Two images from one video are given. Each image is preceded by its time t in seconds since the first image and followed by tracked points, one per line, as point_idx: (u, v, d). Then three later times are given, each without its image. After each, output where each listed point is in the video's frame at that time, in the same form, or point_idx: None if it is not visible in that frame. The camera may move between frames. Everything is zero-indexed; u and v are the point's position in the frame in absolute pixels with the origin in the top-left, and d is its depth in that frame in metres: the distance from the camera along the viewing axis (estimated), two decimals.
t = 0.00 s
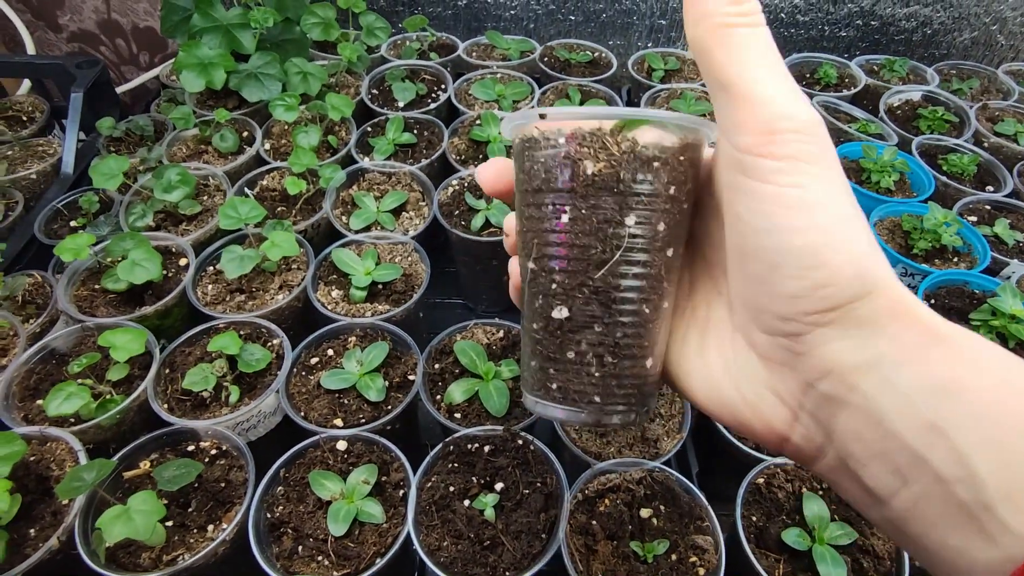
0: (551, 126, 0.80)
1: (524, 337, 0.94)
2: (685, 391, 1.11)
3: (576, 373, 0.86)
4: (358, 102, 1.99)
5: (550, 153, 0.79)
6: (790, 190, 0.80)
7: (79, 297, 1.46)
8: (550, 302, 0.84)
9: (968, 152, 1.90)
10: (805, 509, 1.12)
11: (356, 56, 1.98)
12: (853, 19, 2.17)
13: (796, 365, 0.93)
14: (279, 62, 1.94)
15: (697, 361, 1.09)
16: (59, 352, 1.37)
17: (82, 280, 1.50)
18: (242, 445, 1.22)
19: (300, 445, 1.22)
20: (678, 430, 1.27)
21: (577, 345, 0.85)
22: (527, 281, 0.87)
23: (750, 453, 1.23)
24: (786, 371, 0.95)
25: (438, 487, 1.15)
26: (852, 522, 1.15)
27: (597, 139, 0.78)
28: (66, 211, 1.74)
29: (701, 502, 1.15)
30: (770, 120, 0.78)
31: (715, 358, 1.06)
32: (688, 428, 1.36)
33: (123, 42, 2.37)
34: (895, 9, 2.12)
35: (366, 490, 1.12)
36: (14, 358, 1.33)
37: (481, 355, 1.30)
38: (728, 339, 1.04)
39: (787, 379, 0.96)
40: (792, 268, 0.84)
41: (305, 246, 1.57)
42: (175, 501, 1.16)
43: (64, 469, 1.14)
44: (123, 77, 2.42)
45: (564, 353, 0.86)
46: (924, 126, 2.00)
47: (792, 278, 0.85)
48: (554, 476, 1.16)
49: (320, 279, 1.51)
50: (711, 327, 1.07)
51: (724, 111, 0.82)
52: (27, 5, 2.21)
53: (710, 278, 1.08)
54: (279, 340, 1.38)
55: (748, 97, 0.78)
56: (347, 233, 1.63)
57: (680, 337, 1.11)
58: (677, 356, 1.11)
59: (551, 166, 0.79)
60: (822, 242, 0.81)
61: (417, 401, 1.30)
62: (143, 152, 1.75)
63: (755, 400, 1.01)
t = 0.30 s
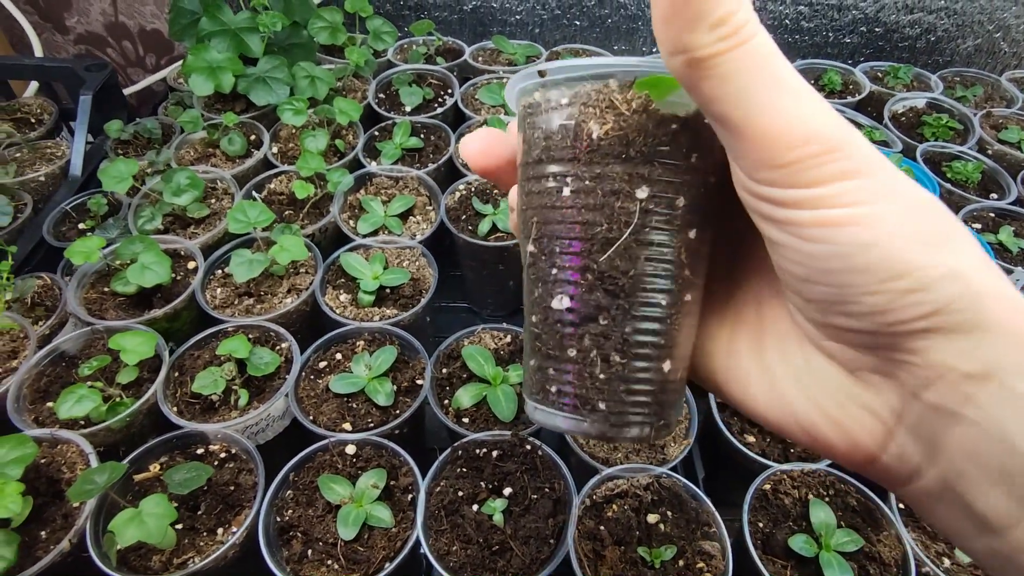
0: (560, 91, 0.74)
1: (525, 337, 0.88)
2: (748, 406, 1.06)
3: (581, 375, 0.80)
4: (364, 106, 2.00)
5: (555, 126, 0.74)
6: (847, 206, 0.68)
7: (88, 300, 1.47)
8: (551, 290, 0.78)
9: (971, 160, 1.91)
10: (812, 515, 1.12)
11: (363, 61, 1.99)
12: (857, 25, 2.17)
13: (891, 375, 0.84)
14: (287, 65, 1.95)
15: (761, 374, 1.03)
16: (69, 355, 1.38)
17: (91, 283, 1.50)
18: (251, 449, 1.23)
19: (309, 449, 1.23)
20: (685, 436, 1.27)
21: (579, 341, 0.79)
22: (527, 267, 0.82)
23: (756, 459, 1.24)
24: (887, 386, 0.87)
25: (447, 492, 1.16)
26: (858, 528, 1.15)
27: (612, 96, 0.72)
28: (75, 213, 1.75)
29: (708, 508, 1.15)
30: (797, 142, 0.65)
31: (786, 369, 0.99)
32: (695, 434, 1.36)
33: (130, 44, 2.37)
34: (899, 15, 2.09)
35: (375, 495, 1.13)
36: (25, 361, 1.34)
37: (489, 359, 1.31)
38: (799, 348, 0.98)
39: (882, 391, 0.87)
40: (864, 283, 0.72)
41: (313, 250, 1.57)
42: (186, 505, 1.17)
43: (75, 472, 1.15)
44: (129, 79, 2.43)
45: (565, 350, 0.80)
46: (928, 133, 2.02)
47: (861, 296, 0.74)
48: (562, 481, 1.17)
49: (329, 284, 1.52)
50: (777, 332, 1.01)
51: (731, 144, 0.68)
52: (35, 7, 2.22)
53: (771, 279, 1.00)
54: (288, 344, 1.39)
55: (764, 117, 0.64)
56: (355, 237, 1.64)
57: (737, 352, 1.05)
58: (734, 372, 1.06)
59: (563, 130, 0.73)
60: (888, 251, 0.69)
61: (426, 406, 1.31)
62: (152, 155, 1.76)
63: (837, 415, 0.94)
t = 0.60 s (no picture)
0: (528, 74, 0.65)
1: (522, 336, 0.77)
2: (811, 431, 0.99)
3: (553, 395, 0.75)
4: (370, 107, 2.01)
5: (509, 116, 0.65)
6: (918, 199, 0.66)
7: (95, 299, 1.48)
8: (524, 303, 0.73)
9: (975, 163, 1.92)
10: (817, 517, 1.13)
11: (369, 62, 1.99)
12: (862, 29, 2.10)
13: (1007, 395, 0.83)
14: (294, 66, 1.95)
15: (823, 394, 0.97)
16: (75, 354, 1.38)
17: (98, 282, 1.51)
18: (257, 449, 1.23)
19: (315, 449, 1.23)
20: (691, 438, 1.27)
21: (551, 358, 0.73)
22: (521, 264, 0.71)
23: (761, 461, 1.24)
24: (1004, 407, 0.85)
25: (453, 493, 1.16)
26: (863, 531, 1.16)
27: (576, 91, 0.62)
28: (81, 213, 1.75)
29: (714, 510, 1.15)
30: (883, 143, 0.62)
31: (855, 388, 0.94)
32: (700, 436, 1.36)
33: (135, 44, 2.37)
34: (904, 19, 2.08)
35: (382, 495, 1.13)
36: (32, 360, 1.35)
37: (495, 360, 1.31)
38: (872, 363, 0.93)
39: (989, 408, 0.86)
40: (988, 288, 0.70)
41: (319, 251, 1.58)
42: (192, 504, 1.17)
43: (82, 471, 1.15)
44: (134, 78, 2.43)
45: (541, 366, 0.75)
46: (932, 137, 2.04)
47: (983, 310, 0.73)
48: (568, 482, 1.17)
49: (335, 284, 1.52)
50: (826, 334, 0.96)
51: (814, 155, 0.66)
52: (40, 6, 2.22)
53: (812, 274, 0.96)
54: (294, 344, 1.39)
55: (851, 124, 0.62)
56: (361, 238, 1.65)
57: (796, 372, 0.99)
58: (789, 394, 0.99)
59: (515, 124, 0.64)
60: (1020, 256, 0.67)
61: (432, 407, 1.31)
62: (158, 155, 1.77)
63: (917, 437, 0.91)
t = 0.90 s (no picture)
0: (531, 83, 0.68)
1: (524, 336, 0.79)
2: (833, 427, 0.98)
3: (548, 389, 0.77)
4: (373, 108, 2.02)
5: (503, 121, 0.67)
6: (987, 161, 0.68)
7: (99, 299, 1.48)
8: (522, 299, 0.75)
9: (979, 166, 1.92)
10: (820, 520, 1.13)
11: (373, 63, 2.00)
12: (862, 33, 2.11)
13: None
14: (297, 68, 1.96)
15: (849, 392, 0.96)
16: (79, 354, 1.38)
17: (102, 282, 1.51)
18: (261, 449, 1.23)
19: (318, 450, 1.23)
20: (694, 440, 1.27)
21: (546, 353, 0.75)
22: (521, 262, 0.73)
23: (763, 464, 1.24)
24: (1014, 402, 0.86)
25: (456, 494, 1.16)
26: (865, 534, 1.16)
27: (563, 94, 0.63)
28: (85, 213, 1.76)
29: (717, 512, 1.15)
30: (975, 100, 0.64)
31: (881, 388, 0.94)
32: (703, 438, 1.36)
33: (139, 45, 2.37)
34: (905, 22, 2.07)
35: (385, 496, 1.14)
36: (36, 360, 1.35)
37: (498, 362, 1.31)
38: (900, 364, 0.92)
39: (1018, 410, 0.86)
40: None
41: (323, 252, 1.58)
42: (195, 505, 1.17)
43: (87, 471, 1.15)
44: (137, 79, 2.43)
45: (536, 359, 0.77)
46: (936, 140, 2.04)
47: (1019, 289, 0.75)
48: (571, 484, 1.17)
49: (338, 285, 1.53)
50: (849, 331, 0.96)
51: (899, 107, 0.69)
52: (44, 7, 2.22)
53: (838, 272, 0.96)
54: (298, 345, 1.39)
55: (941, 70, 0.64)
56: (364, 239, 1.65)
57: (821, 370, 0.97)
58: (808, 387, 0.99)
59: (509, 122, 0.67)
60: None
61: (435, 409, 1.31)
62: (162, 156, 1.77)
63: (945, 435, 0.91)
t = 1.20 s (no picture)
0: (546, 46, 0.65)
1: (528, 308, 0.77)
2: (808, 411, 0.94)
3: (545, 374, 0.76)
4: (375, 111, 2.02)
5: (546, 81, 0.62)
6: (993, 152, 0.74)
7: (101, 302, 1.48)
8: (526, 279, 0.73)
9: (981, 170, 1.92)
10: (821, 525, 1.13)
11: (375, 66, 2.01)
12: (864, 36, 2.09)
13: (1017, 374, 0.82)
14: (299, 70, 1.96)
15: (822, 376, 0.92)
16: (81, 356, 1.39)
17: (104, 285, 1.52)
18: (262, 453, 1.23)
19: (320, 453, 1.24)
20: (695, 444, 1.27)
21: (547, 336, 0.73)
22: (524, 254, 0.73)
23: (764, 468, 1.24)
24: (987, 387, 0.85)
25: (458, 498, 1.16)
26: (866, 539, 1.16)
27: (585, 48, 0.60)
28: (87, 215, 1.76)
29: (718, 517, 1.15)
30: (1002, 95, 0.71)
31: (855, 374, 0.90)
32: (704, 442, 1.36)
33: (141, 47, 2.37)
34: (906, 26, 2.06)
35: (386, 500, 1.14)
36: (38, 363, 1.35)
37: (500, 366, 1.31)
38: (871, 347, 0.90)
39: (990, 391, 0.84)
40: None
41: (325, 255, 1.59)
42: (197, 507, 1.17)
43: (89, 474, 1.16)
44: (139, 80, 2.43)
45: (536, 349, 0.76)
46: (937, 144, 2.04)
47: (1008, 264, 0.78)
48: (572, 488, 1.17)
49: (340, 288, 1.53)
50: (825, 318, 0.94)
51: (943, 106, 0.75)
52: (47, 8, 2.23)
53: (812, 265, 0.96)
54: (299, 348, 1.39)
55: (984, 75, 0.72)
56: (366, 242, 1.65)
57: (794, 354, 0.94)
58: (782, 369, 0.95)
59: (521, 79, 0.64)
60: None
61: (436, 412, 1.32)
62: (164, 158, 1.77)
63: (917, 420, 0.87)
